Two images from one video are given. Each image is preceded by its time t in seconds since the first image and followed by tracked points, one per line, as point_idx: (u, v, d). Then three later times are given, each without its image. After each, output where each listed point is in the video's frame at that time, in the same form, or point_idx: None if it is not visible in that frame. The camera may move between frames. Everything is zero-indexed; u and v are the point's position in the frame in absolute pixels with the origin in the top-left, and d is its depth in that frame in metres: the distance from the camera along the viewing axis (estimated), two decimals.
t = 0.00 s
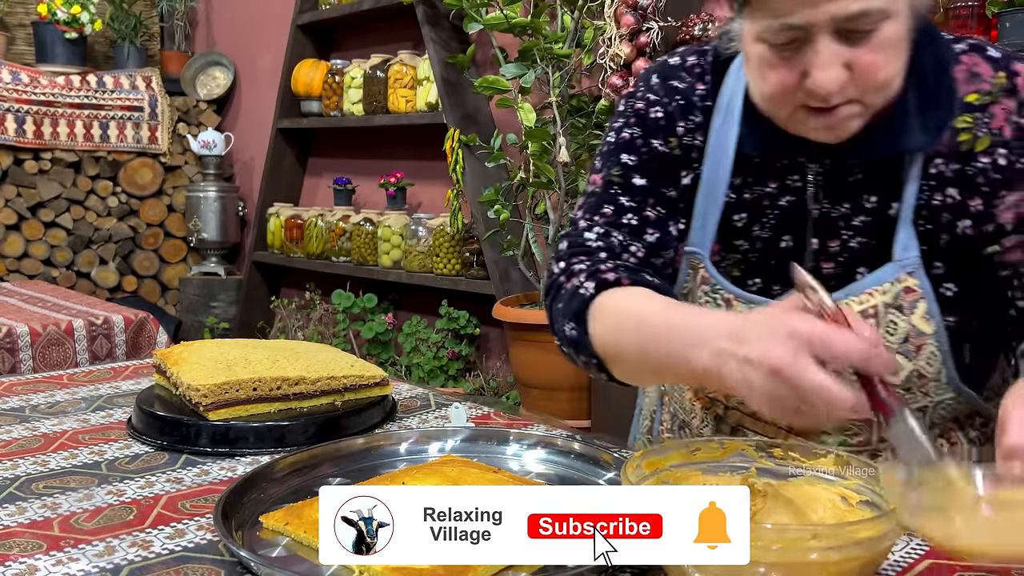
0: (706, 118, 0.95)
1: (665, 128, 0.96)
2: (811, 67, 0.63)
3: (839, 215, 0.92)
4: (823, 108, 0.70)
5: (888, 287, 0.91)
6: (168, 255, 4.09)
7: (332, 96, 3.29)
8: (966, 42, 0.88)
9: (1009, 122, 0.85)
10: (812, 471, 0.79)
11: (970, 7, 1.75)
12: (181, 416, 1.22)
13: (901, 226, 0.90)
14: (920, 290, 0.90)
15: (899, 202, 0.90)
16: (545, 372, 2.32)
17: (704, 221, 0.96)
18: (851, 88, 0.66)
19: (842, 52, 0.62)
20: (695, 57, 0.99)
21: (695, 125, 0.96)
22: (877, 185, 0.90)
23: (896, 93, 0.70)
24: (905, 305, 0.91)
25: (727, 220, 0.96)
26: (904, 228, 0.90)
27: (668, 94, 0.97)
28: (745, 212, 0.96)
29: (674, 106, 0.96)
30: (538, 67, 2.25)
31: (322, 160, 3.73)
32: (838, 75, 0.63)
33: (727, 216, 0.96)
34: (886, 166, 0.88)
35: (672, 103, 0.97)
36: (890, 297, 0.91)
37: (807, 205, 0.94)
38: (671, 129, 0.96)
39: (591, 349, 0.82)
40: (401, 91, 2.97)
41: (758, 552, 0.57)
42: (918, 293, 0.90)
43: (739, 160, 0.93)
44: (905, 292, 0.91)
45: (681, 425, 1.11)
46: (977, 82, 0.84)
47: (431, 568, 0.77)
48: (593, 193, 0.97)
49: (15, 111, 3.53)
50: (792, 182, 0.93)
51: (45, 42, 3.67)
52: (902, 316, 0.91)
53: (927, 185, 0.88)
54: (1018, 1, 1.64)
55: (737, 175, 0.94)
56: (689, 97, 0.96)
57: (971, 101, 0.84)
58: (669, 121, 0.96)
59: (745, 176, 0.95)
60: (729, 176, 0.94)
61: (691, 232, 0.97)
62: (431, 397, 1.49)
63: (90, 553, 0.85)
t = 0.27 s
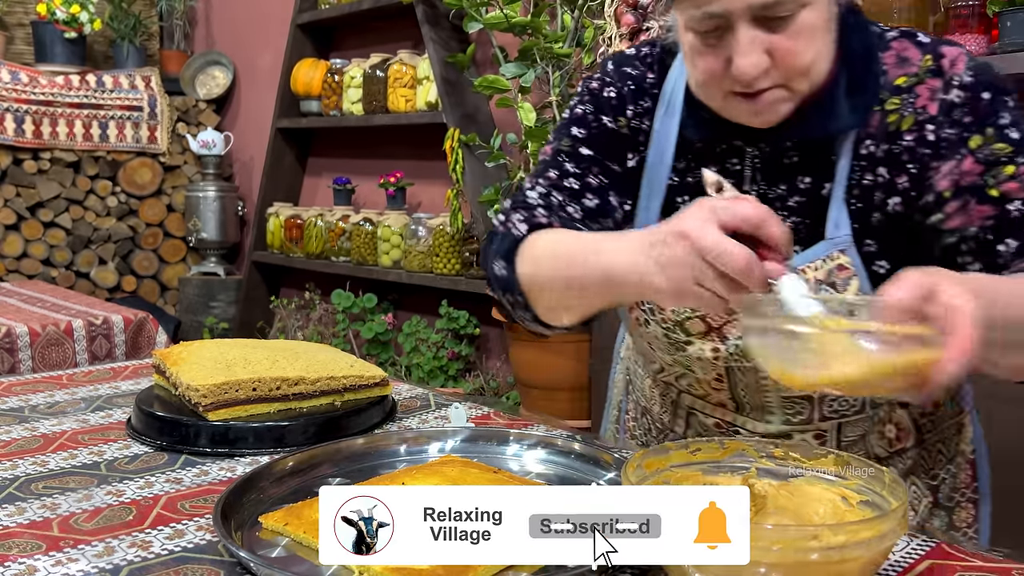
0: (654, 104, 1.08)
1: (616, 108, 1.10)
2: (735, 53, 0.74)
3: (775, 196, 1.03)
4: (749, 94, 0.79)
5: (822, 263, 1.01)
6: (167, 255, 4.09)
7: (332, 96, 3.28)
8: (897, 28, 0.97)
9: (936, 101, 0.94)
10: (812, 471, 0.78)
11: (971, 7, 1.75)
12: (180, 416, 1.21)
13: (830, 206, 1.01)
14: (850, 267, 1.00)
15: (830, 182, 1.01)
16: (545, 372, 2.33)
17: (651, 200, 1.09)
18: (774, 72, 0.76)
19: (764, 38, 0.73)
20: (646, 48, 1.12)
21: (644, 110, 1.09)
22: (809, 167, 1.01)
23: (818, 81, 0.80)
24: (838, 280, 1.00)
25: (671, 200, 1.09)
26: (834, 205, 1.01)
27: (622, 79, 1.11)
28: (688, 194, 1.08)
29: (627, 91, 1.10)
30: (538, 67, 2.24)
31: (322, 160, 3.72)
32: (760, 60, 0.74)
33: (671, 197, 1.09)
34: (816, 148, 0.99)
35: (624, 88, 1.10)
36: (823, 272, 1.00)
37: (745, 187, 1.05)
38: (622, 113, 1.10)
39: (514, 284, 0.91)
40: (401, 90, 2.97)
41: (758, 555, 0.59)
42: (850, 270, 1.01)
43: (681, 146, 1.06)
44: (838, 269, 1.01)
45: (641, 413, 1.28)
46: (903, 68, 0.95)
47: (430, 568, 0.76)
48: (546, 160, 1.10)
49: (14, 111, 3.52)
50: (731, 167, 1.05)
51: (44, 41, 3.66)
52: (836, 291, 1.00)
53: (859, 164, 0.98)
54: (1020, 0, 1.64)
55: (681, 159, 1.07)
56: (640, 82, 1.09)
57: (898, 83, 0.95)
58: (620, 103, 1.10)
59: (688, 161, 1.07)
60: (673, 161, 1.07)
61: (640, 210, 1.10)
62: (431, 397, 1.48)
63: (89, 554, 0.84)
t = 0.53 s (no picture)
0: (613, 105, 1.11)
1: (573, 102, 1.13)
2: (676, 52, 0.80)
3: (726, 192, 1.03)
4: (692, 92, 0.84)
5: (769, 259, 1.00)
6: (168, 255, 4.09)
7: (332, 96, 3.29)
8: (857, 36, 0.98)
9: (875, 107, 0.92)
10: (813, 471, 0.78)
11: (970, 7, 1.75)
12: (181, 416, 1.22)
13: (778, 204, 1.00)
14: (799, 262, 0.99)
15: (779, 179, 1.00)
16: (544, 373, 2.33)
17: (612, 200, 1.10)
18: (715, 74, 0.81)
19: (707, 42, 0.79)
20: (621, 49, 1.14)
21: (602, 110, 1.12)
22: (759, 164, 1.00)
23: (757, 87, 0.85)
24: (786, 276, 1.00)
25: (631, 194, 1.09)
26: (781, 203, 0.99)
27: (587, 75, 1.13)
28: (647, 190, 1.09)
29: (589, 90, 1.13)
30: (538, 67, 2.24)
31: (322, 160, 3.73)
32: (698, 61, 0.79)
33: (631, 192, 1.09)
34: (766, 143, 0.99)
35: (587, 85, 1.13)
36: (770, 270, 1.00)
37: (698, 183, 1.05)
38: (581, 108, 1.13)
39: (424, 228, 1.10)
40: (401, 91, 2.97)
41: (756, 552, 0.58)
42: (797, 266, 0.99)
43: (640, 144, 1.07)
44: (787, 266, 1.00)
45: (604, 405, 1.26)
46: (852, 71, 0.95)
47: (429, 567, 0.77)
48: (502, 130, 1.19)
49: (14, 111, 3.53)
50: (686, 163, 1.05)
51: (45, 42, 3.67)
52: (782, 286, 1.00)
53: (805, 162, 0.97)
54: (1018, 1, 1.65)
55: (641, 157, 1.08)
56: (605, 81, 1.12)
57: (845, 86, 0.94)
58: (576, 96, 1.13)
59: (648, 160, 1.08)
60: (632, 161, 1.08)
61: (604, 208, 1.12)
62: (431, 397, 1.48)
63: (90, 553, 0.85)
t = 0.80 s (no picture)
0: (576, 121, 1.13)
1: (538, 125, 1.18)
2: (620, 64, 0.82)
3: (682, 200, 1.04)
4: (637, 102, 0.87)
5: (724, 266, 1.02)
6: (168, 255, 4.09)
7: (332, 96, 3.29)
8: (813, 45, 0.99)
9: (822, 119, 0.94)
10: (813, 471, 0.78)
11: (970, 7, 1.75)
12: (181, 416, 1.22)
13: (732, 212, 1.01)
14: (753, 269, 1.01)
15: (732, 187, 1.00)
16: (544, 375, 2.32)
17: (579, 211, 1.12)
18: (658, 87, 0.84)
19: (652, 56, 0.81)
20: (585, 64, 1.16)
21: (566, 128, 1.14)
22: (713, 173, 1.01)
23: (700, 102, 0.88)
24: (741, 282, 1.03)
25: (596, 203, 1.11)
26: (736, 210, 1.00)
27: (551, 97, 1.17)
28: (612, 198, 1.10)
29: (552, 110, 1.16)
30: (538, 67, 2.24)
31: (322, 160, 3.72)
32: (640, 75, 0.82)
33: (596, 200, 1.11)
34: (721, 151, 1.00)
35: (552, 104, 1.16)
36: (725, 276, 1.03)
37: (657, 192, 1.06)
38: (547, 130, 1.16)
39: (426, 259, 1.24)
40: (401, 91, 2.97)
41: (758, 552, 0.59)
42: (751, 272, 1.01)
43: (605, 155, 1.08)
44: (741, 272, 1.02)
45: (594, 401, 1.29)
46: (805, 80, 0.96)
47: (430, 567, 0.77)
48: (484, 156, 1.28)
49: (14, 111, 3.52)
50: (646, 172, 1.06)
51: (45, 42, 3.66)
52: (737, 293, 1.03)
53: (759, 169, 0.98)
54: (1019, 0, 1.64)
55: (606, 166, 1.09)
56: (568, 98, 1.15)
57: (797, 96, 0.96)
58: (541, 118, 1.18)
59: (613, 169, 1.09)
60: (597, 171, 1.10)
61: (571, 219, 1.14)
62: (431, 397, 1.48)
63: (90, 554, 0.84)
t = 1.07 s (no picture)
0: (554, 133, 1.17)
1: (519, 144, 1.21)
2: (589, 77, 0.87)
3: (659, 206, 1.06)
4: (606, 112, 0.92)
5: (699, 269, 1.04)
6: (168, 255, 4.09)
7: (332, 96, 3.28)
8: (781, 50, 1.01)
9: (793, 124, 0.95)
10: (813, 471, 0.78)
11: (971, 7, 1.75)
12: (182, 416, 1.22)
13: (706, 216, 1.03)
14: (727, 271, 1.03)
15: (706, 193, 1.03)
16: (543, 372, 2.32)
17: (558, 219, 1.15)
18: (625, 99, 0.88)
19: (618, 69, 0.86)
20: (560, 79, 1.19)
21: (545, 140, 1.18)
22: (687, 178, 1.04)
23: (667, 113, 0.92)
24: (715, 285, 1.04)
25: (574, 211, 1.13)
26: (709, 214, 1.03)
27: (530, 114, 1.20)
28: (589, 207, 1.12)
29: (531, 125, 1.19)
30: (538, 67, 2.24)
31: (322, 160, 3.72)
32: (608, 86, 0.86)
33: (574, 209, 1.13)
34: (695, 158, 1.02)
35: (531, 120, 1.19)
36: (700, 280, 1.04)
37: (633, 199, 1.08)
38: (527, 145, 1.20)
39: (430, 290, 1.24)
40: (401, 91, 2.97)
41: (757, 552, 0.60)
42: (726, 274, 1.03)
43: (581, 165, 1.11)
44: (716, 275, 1.03)
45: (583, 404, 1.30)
46: (775, 86, 0.99)
47: (429, 567, 0.77)
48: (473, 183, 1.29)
49: (14, 111, 3.52)
50: (622, 180, 1.09)
51: (45, 42, 3.66)
52: (713, 295, 1.04)
53: (732, 175, 1.01)
54: None
55: (583, 175, 1.12)
56: (546, 111, 1.18)
57: (768, 102, 0.98)
58: (523, 137, 1.20)
59: (590, 178, 1.12)
60: (574, 180, 1.13)
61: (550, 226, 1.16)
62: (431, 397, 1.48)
63: (90, 554, 0.84)
